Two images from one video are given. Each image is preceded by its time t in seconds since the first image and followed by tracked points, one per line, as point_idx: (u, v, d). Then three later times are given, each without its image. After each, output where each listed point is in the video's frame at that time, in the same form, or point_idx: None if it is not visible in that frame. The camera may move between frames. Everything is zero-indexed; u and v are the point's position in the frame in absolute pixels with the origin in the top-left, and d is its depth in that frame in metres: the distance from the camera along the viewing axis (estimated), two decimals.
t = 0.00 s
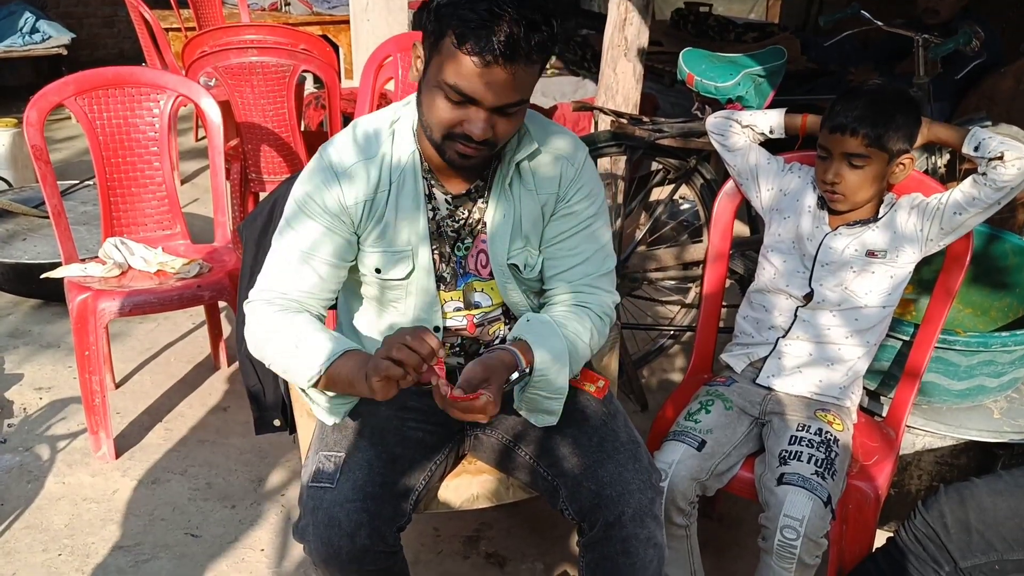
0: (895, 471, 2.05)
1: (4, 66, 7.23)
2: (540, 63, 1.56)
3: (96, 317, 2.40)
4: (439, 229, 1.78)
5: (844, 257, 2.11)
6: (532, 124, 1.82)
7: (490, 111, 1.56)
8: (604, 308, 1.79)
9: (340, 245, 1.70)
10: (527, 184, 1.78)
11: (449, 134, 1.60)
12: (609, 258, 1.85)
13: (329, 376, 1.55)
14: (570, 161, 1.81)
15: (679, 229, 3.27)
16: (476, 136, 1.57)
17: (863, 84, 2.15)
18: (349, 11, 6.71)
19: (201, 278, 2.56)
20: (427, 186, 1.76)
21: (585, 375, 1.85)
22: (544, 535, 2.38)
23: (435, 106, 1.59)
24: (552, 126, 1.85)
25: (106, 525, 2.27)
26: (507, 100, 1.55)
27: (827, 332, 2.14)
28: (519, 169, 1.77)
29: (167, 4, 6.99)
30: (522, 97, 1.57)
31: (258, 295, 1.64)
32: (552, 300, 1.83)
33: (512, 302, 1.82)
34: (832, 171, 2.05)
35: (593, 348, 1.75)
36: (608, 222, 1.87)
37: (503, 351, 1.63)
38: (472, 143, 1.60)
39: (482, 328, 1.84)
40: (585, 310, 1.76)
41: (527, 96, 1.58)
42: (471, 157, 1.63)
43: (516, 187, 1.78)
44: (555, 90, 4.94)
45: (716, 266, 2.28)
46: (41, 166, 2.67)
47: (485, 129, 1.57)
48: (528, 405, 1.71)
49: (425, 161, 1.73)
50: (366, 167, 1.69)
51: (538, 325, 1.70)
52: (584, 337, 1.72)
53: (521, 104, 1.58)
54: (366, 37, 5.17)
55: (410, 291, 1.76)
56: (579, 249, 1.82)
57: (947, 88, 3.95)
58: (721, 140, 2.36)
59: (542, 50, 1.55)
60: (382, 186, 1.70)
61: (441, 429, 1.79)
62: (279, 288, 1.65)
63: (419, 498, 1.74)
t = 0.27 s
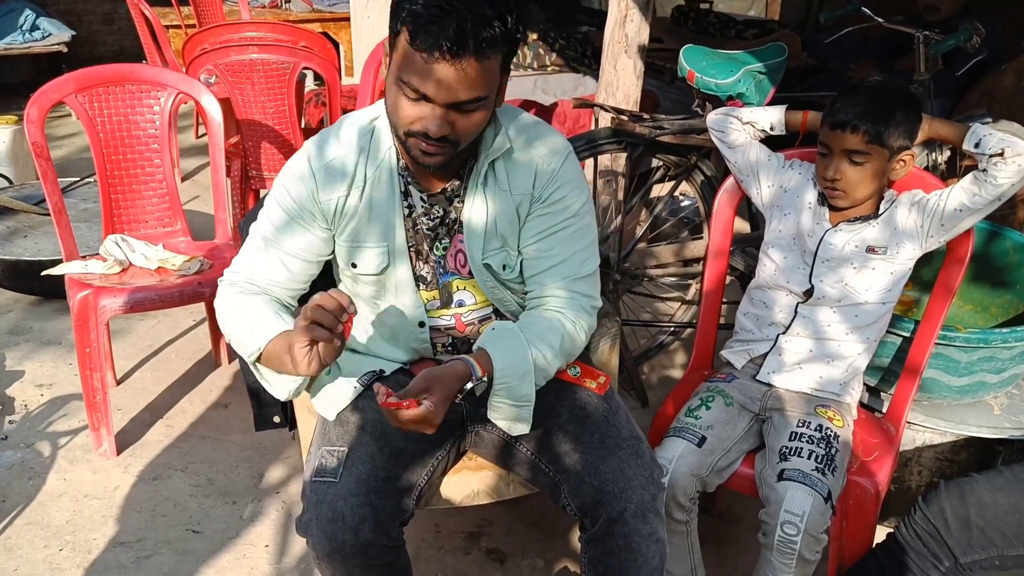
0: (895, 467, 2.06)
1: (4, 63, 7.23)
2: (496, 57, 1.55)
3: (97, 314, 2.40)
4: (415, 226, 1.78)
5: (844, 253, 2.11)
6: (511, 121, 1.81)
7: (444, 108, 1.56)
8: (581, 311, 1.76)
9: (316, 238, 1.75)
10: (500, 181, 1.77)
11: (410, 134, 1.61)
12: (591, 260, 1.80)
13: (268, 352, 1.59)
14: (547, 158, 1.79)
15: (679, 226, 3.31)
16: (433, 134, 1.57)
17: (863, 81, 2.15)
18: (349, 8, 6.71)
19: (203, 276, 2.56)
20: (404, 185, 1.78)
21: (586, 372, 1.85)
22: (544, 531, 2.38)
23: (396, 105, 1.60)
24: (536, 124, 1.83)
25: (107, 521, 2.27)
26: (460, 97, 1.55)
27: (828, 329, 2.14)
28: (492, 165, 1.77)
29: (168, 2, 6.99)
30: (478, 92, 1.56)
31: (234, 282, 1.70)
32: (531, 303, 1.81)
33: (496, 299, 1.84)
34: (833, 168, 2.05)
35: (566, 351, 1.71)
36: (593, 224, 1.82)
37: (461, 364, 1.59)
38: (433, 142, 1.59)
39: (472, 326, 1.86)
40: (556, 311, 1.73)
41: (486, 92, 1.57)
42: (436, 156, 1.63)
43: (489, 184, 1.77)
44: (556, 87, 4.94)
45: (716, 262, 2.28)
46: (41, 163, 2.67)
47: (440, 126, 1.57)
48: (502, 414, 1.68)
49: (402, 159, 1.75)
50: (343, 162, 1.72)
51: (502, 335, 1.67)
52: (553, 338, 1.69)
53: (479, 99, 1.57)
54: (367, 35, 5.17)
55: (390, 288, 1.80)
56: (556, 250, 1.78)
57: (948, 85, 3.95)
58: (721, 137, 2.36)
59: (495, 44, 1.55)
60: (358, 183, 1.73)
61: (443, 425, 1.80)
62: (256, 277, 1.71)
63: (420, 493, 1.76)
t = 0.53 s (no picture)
0: (895, 465, 2.06)
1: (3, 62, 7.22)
2: (430, 57, 1.48)
3: (97, 313, 2.40)
4: (391, 230, 1.77)
5: (844, 252, 2.11)
6: (483, 119, 1.74)
7: (379, 113, 1.49)
8: (551, 314, 1.61)
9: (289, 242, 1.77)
10: (467, 181, 1.70)
11: (355, 142, 1.55)
12: (569, 259, 1.66)
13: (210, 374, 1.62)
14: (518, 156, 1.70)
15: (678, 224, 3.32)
16: (369, 142, 1.51)
17: (862, 79, 2.15)
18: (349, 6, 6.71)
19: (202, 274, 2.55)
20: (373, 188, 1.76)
21: (586, 370, 1.84)
22: (544, 528, 2.38)
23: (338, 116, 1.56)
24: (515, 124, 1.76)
25: (107, 520, 2.27)
26: (394, 99, 1.48)
27: (827, 327, 2.14)
28: (458, 164, 1.70)
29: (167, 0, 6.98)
30: (414, 95, 1.49)
31: (208, 282, 1.74)
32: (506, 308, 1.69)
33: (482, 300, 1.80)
34: (832, 167, 2.05)
35: (533, 359, 1.60)
36: (571, 220, 1.69)
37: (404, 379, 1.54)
38: (376, 150, 1.53)
39: (465, 326, 1.84)
40: (523, 313, 1.61)
41: (424, 94, 1.50)
42: (385, 164, 1.56)
43: (456, 185, 1.70)
44: (556, 86, 4.94)
45: (715, 260, 2.28)
46: (41, 161, 2.67)
47: (377, 133, 1.51)
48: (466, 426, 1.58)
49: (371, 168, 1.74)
50: (315, 168, 1.73)
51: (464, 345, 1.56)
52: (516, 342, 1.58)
53: (418, 102, 1.50)
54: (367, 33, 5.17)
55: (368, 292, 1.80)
56: (526, 248, 1.66)
57: (948, 83, 3.95)
58: (721, 135, 2.36)
59: (427, 43, 1.47)
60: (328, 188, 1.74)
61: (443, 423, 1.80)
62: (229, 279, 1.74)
63: (420, 490, 1.76)
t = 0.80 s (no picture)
0: (896, 462, 2.06)
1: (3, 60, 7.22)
2: (358, 69, 1.46)
3: (97, 311, 2.40)
4: (370, 239, 1.77)
5: (845, 249, 2.11)
6: (442, 116, 1.70)
7: (319, 129, 1.49)
8: (520, 311, 1.57)
9: (283, 260, 1.82)
10: (430, 184, 1.67)
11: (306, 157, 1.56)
12: (541, 251, 1.61)
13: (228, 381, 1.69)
14: (481, 150, 1.65)
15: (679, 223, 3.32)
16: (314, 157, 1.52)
17: (863, 76, 2.14)
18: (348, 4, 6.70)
19: (203, 273, 2.55)
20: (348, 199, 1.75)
21: (587, 367, 1.84)
22: (545, 526, 2.38)
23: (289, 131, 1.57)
24: (476, 119, 1.72)
25: (107, 518, 2.27)
26: (330, 114, 1.47)
27: (828, 325, 2.14)
28: (421, 168, 1.67)
29: None
30: (346, 108, 1.47)
31: (222, 314, 1.82)
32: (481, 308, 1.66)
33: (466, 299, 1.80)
34: (833, 164, 2.05)
35: (502, 360, 1.57)
36: (540, 212, 1.63)
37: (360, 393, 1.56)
38: (326, 163, 1.54)
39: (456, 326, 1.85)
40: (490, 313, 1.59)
41: (360, 104, 1.49)
42: (338, 176, 1.57)
43: (421, 189, 1.68)
44: (555, 84, 4.93)
45: (716, 258, 2.28)
46: (41, 159, 2.66)
47: (321, 149, 1.51)
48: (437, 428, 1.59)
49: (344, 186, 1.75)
50: (292, 185, 1.74)
51: (423, 352, 1.56)
52: (480, 346, 1.56)
53: (356, 113, 1.49)
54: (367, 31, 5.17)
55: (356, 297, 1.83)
56: (494, 244, 1.61)
57: (949, 80, 3.94)
58: (722, 133, 2.36)
59: (353, 54, 1.45)
60: (307, 203, 1.75)
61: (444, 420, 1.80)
62: (237, 309, 1.82)
63: (421, 488, 1.76)
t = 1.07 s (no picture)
0: (898, 460, 2.07)
1: (4, 57, 7.21)
2: (325, 77, 1.46)
3: (99, 309, 2.40)
4: (364, 243, 1.79)
5: (847, 247, 2.11)
6: (422, 114, 1.72)
7: (295, 140, 1.50)
8: (506, 297, 1.55)
9: (279, 272, 1.85)
10: (416, 182, 1.68)
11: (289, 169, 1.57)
12: (526, 235, 1.58)
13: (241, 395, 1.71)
14: (462, 143, 1.66)
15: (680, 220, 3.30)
16: (294, 168, 1.52)
17: (864, 74, 2.14)
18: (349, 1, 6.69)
19: (204, 270, 2.55)
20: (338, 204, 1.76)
21: (590, 364, 1.83)
22: (547, 523, 2.39)
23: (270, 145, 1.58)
24: (457, 112, 1.72)
25: (110, 515, 2.28)
26: (304, 125, 1.48)
27: (830, 323, 2.14)
28: (406, 167, 1.68)
29: None
30: (319, 116, 1.47)
31: (227, 330, 1.85)
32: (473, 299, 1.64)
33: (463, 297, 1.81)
34: (835, 162, 2.05)
35: (489, 350, 1.55)
36: (525, 195, 1.61)
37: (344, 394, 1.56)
38: (307, 172, 1.54)
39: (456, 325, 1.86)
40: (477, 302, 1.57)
41: (333, 111, 1.48)
42: (323, 185, 1.57)
43: (408, 189, 1.69)
44: (556, 82, 4.93)
45: (719, 255, 2.28)
46: (42, 157, 2.66)
47: (301, 160, 1.51)
48: (429, 421, 1.57)
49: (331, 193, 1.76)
50: (282, 197, 1.77)
51: (410, 349, 1.55)
52: (465, 335, 1.54)
53: (330, 121, 1.49)
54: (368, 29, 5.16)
55: (353, 300, 1.85)
56: (479, 229, 1.60)
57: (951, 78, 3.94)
58: (724, 130, 2.36)
59: (318, 63, 1.45)
60: (297, 213, 1.78)
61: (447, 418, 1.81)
62: (240, 323, 1.86)
63: (424, 486, 1.76)
